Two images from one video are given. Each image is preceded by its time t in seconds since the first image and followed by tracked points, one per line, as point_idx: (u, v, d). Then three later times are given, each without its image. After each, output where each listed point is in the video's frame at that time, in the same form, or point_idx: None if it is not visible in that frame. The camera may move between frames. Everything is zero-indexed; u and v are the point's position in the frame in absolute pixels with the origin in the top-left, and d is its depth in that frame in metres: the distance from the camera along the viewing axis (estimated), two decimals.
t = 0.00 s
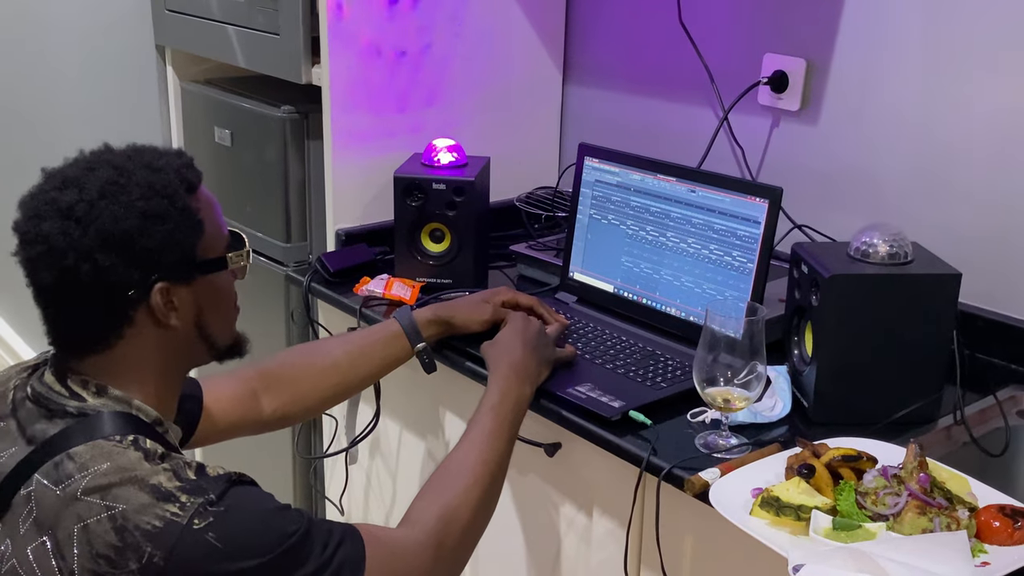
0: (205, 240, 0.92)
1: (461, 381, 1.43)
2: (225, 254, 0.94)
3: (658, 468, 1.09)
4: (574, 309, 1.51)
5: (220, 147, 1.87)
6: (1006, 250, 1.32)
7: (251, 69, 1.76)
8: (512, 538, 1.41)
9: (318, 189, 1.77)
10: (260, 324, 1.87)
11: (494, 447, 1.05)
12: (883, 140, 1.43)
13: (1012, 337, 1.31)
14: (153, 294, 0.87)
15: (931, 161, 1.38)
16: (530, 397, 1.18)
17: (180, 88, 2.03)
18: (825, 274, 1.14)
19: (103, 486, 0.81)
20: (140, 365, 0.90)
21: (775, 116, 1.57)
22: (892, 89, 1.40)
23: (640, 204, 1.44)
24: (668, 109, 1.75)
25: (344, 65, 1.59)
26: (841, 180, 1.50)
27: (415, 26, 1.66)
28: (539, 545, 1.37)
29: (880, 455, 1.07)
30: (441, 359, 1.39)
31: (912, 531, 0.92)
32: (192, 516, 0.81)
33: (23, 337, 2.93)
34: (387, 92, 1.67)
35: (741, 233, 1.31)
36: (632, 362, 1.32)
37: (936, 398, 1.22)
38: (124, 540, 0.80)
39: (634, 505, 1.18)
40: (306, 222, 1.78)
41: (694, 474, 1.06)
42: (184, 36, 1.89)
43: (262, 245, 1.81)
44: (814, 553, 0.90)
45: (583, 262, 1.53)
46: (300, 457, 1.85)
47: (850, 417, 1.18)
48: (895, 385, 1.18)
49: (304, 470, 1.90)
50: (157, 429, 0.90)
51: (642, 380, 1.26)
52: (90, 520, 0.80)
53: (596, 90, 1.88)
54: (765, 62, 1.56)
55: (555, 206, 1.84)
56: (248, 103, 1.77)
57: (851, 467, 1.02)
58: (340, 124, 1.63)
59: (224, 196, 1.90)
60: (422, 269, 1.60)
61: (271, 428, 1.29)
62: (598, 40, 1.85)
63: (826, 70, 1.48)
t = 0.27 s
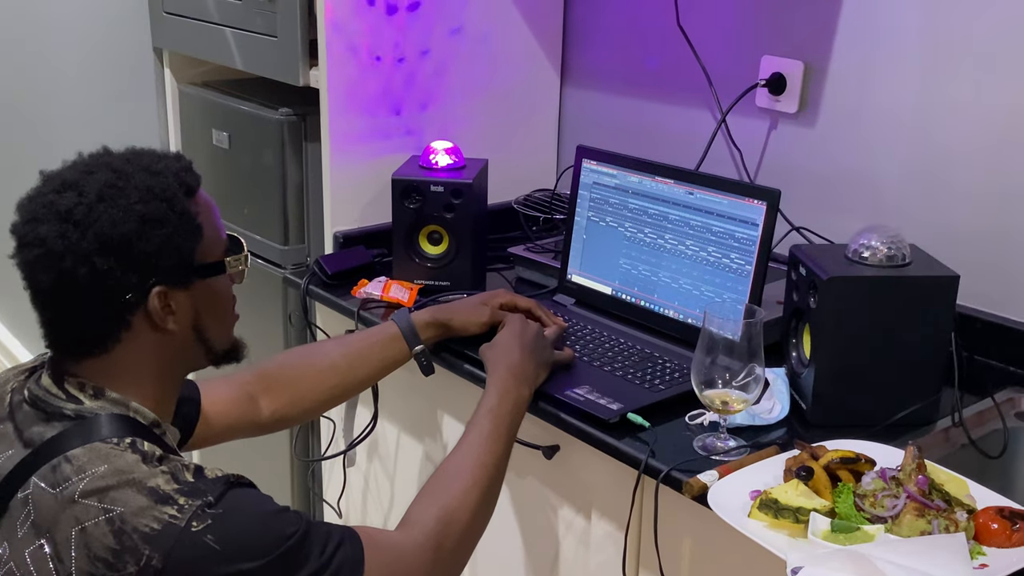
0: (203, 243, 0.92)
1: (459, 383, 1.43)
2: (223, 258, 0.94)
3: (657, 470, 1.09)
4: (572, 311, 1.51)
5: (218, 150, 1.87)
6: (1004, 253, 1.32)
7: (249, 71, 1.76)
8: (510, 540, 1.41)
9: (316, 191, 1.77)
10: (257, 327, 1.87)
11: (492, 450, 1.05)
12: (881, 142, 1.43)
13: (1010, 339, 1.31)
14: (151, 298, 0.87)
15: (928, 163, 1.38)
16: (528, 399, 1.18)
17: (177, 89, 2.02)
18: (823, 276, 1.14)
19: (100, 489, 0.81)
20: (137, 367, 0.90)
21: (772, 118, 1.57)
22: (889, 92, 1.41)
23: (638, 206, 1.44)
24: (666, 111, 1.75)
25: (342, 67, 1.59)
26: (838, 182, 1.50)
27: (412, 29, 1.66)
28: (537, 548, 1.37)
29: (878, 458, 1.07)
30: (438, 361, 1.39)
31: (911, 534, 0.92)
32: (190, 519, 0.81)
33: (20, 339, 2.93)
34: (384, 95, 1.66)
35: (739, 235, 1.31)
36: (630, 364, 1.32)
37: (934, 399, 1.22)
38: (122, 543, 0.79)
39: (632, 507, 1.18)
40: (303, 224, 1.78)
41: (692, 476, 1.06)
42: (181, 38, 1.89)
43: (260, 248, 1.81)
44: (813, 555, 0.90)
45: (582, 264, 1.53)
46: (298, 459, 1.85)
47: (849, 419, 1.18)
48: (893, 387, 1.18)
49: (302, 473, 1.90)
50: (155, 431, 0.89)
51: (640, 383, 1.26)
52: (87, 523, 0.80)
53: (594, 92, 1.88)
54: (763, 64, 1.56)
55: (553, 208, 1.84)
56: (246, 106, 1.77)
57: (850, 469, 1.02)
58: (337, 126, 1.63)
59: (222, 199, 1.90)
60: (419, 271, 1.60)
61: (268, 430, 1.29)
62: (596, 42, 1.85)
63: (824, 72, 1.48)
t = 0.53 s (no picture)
0: (201, 246, 0.91)
1: (458, 385, 1.43)
2: (221, 261, 0.94)
3: (655, 472, 1.09)
4: (570, 312, 1.51)
5: (216, 151, 1.87)
6: (1002, 254, 1.33)
7: (247, 72, 1.76)
8: (509, 541, 1.41)
9: (314, 193, 1.77)
10: (255, 328, 1.87)
11: (490, 451, 1.05)
12: (879, 144, 1.43)
13: (1007, 341, 1.32)
14: (149, 301, 0.87)
15: (926, 164, 1.38)
16: (526, 400, 1.18)
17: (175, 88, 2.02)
18: (821, 277, 1.14)
19: (99, 491, 0.80)
20: (136, 369, 0.89)
21: (771, 120, 1.57)
22: (888, 93, 1.41)
23: (636, 207, 1.44)
24: (664, 113, 1.75)
25: (340, 69, 1.59)
26: (836, 183, 1.51)
27: (410, 30, 1.66)
28: (536, 549, 1.37)
29: (876, 459, 1.08)
30: (437, 363, 1.39)
31: (909, 535, 0.92)
32: (189, 521, 0.81)
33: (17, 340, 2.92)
34: (382, 96, 1.66)
35: (737, 237, 1.31)
36: (629, 366, 1.32)
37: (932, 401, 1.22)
38: (120, 545, 0.79)
39: (631, 509, 1.18)
40: (302, 226, 1.78)
41: (691, 477, 1.06)
42: (179, 39, 1.89)
43: (258, 249, 1.81)
44: (811, 556, 0.90)
45: (580, 266, 1.53)
46: (296, 461, 1.85)
47: (847, 420, 1.18)
48: (891, 388, 1.18)
49: (300, 475, 1.90)
50: (153, 432, 0.89)
51: (638, 384, 1.26)
52: (86, 526, 0.80)
53: (592, 94, 1.88)
54: (761, 66, 1.56)
55: (551, 211, 1.83)
56: (244, 107, 1.77)
57: (848, 471, 1.01)
58: (335, 128, 1.63)
59: (220, 200, 1.90)
60: (418, 273, 1.60)
61: (267, 432, 1.29)
62: (594, 44, 1.85)
63: (822, 74, 1.48)
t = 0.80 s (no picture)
0: (197, 249, 0.91)
1: (455, 385, 1.43)
2: (218, 263, 0.94)
3: (653, 472, 1.09)
4: (568, 313, 1.51)
5: (214, 152, 1.86)
6: (999, 255, 1.33)
7: (244, 73, 1.76)
8: (507, 543, 1.41)
9: (312, 194, 1.76)
10: (253, 329, 1.86)
11: (488, 453, 1.05)
12: (876, 144, 1.43)
13: (1005, 341, 1.32)
14: (142, 304, 0.86)
15: (924, 165, 1.38)
16: (524, 401, 1.18)
17: (172, 89, 2.04)
18: (819, 277, 1.14)
19: (95, 493, 0.80)
20: (132, 370, 0.89)
21: (768, 120, 1.58)
22: (885, 94, 1.41)
23: (634, 208, 1.44)
24: (662, 113, 1.75)
25: (337, 69, 1.59)
26: (834, 184, 1.51)
27: (407, 31, 1.66)
28: (534, 550, 1.37)
29: (874, 459, 1.08)
30: (435, 364, 1.39)
31: (907, 535, 0.92)
32: (186, 523, 0.81)
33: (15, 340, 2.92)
34: (380, 96, 1.66)
35: (735, 237, 1.31)
36: (626, 366, 1.32)
37: (930, 401, 1.22)
38: (117, 547, 0.79)
39: (629, 510, 1.18)
40: (299, 226, 1.77)
41: (688, 478, 1.06)
42: (177, 40, 1.89)
43: (256, 250, 1.81)
44: (809, 557, 0.90)
45: (578, 266, 1.53)
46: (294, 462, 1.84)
47: (845, 421, 1.18)
48: (889, 388, 1.18)
49: (298, 476, 1.89)
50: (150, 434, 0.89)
51: (636, 384, 1.26)
52: (82, 527, 0.80)
53: (590, 94, 1.88)
54: (759, 66, 1.56)
55: (548, 211, 1.83)
56: (242, 108, 1.77)
57: (846, 471, 1.02)
58: (333, 128, 1.63)
59: (218, 201, 1.90)
60: (416, 273, 1.60)
61: (264, 433, 1.29)
62: (592, 44, 1.85)
63: (819, 74, 1.48)
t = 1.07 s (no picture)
0: (192, 249, 0.91)
1: (454, 386, 1.43)
2: (214, 264, 0.94)
3: (651, 472, 1.09)
4: (567, 313, 1.51)
5: (213, 152, 1.86)
6: (996, 255, 1.33)
7: (243, 74, 1.76)
8: (505, 543, 1.41)
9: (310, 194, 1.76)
10: (251, 329, 1.86)
11: (486, 453, 1.05)
12: (874, 145, 1.44)
13: (1003, 342, 1.32)
14: (136, 305, 0.86)
15: (921, 166, 1.38)
16: (523, 402, 1.18)
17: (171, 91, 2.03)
18: (817, 277, 1.14)
19: (93, 494, 0.80)
20: (129, 371, 0.89)
21: (766, 121, 1.58)
22: (883, 95, 1.41)
23: (632, 208, 1.44)
24: (660, 114, 1.75)
25: (336, 70, 1.59)
26: (832, 185, 1.51)
27: (405, 32, 1.66)
28: (532, 551, 1.37)
29: (872, 459, 1.08)
30: (433, 364, 1.39)
31: (904, 535, 0.92)
32: (183, 523, 0.81)
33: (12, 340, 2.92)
34: (378, 97, 1.66)
35: (733, 238, 1.31)
36: (625, 367, 1.32)
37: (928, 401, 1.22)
38: (115, 548, 0.79)
39: (627, 510, 1.18)
40: (298, 226, 1.77)
41: (686, 478, 1.06)
42: (176, 41, 1.89)
43: (254, 250, 1.81)
44: (807, 557, 0.90)
45: (576, 267, 1.53)
46: (292, 463, 1.84)
47: (842, 421, 1.18)
48: (887, 389, 1.18)
49: (296, 476, 1.89)
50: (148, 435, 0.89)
51: (634, 385, 1.26)
52: (80, 528, 0.80)
53: (589, 95, 1.88)
54: (757, 67, 1.56)
55: (547, 211, 1.84)
56: (240, 108, 1.77)
57: (844, 471, 1.02)
58: (331, 129, 1.62)
59: (216, 202, 1.90)
60: (414, 274, 1.59)
61: (263, 434, 1.29)
62: (590, 45, 1.85)
63: (817, 75, 1.48)
